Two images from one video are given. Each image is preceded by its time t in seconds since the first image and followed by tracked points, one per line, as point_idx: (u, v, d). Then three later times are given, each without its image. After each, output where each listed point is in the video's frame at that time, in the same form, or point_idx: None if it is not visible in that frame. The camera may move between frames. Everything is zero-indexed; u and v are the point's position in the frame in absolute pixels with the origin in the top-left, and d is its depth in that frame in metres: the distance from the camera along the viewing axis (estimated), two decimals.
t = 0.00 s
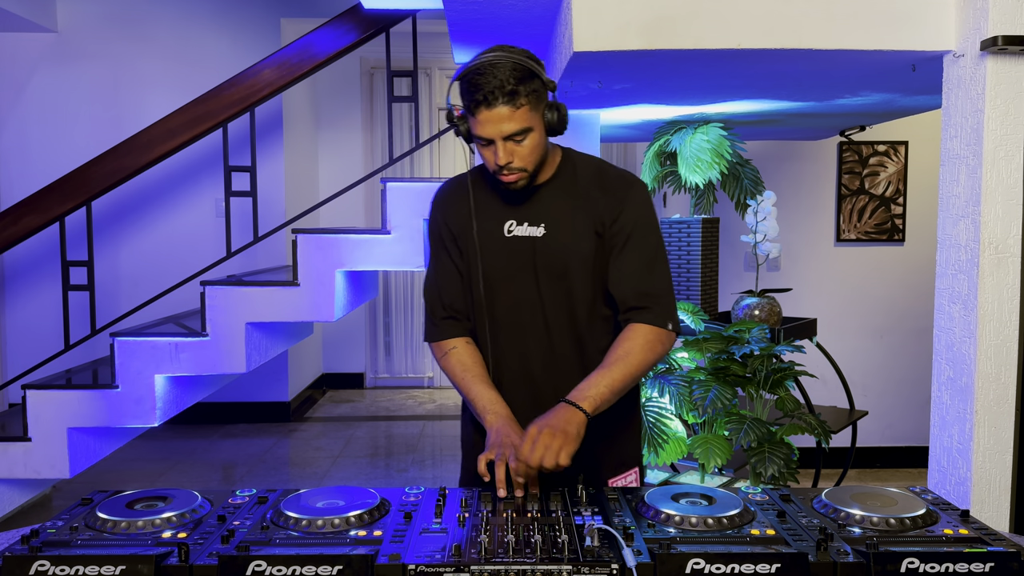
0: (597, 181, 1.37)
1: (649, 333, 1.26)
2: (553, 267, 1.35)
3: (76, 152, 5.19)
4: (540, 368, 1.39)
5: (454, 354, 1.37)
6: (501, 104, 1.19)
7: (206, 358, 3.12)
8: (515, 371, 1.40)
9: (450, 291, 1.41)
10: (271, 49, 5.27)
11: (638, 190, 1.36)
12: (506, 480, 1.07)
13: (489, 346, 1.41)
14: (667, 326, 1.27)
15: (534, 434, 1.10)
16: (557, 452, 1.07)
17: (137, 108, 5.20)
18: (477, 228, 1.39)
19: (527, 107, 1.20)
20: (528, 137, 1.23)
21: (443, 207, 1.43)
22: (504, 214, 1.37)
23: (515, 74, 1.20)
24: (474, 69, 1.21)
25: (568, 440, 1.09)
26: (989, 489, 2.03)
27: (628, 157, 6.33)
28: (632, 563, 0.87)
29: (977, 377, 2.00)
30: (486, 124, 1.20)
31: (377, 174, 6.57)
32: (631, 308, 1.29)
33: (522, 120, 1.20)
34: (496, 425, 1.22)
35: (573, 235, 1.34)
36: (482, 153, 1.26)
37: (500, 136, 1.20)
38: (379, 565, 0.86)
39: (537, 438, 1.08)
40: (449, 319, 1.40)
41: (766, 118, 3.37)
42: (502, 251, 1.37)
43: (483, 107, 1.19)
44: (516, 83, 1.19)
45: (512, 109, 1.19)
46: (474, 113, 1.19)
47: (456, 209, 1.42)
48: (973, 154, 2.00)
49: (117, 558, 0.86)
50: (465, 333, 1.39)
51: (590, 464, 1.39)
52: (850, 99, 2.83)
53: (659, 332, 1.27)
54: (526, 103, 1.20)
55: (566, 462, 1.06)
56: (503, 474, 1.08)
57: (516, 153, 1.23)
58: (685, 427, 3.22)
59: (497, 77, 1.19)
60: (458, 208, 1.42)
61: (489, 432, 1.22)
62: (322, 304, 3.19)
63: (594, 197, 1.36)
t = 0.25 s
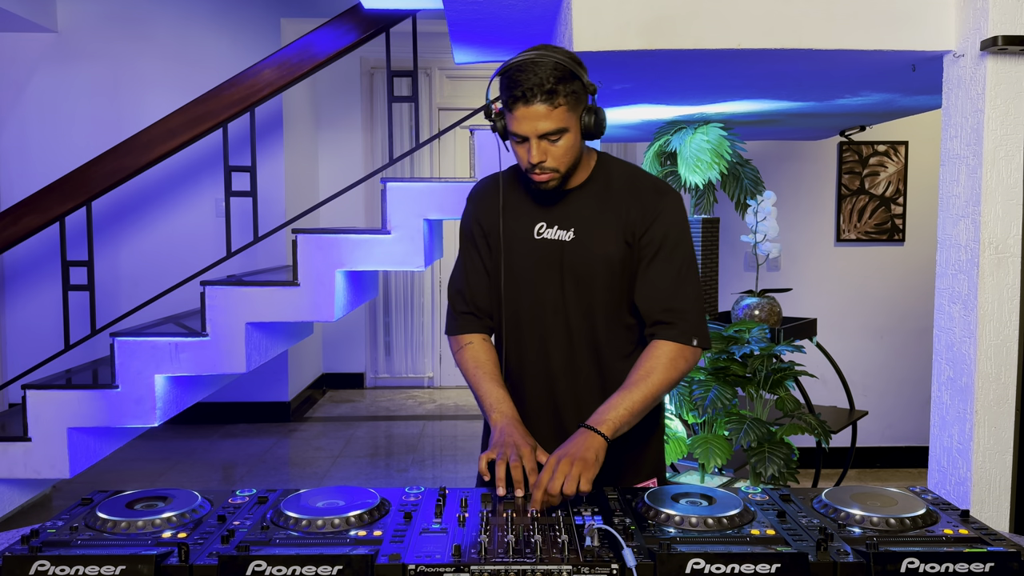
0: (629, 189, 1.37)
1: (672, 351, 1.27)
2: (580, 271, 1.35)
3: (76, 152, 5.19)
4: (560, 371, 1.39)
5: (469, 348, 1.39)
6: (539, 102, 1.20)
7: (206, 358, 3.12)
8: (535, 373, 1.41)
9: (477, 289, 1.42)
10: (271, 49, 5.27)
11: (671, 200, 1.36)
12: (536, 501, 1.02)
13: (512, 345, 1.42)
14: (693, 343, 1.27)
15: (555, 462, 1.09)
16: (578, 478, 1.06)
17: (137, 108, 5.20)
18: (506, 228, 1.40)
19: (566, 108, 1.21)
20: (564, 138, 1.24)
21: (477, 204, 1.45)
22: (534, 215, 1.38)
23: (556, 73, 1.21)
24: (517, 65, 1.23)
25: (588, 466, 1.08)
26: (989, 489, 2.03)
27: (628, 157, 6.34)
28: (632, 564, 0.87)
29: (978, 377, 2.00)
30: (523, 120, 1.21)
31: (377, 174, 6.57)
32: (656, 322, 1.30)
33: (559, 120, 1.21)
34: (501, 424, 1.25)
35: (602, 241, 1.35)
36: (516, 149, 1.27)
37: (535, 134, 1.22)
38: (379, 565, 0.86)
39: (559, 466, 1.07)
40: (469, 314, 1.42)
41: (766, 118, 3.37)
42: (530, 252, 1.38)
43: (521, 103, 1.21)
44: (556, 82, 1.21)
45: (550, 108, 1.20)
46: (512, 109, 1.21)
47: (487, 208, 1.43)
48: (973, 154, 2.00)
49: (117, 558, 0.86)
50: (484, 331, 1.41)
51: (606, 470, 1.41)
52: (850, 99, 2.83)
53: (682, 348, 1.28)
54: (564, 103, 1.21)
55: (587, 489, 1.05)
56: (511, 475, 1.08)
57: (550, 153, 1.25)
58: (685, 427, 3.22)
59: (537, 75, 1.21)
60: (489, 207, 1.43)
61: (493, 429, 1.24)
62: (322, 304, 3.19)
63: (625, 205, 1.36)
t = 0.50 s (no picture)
0: (643, 190, 1.37)
1: (682, 354, 1.27)
2: (592, 271, 1.35)
3: (76, 152, 5.19)
4: (569, 369, 1.39)
5: (475, 347, 1.40)
6: (557, 100, 1.21)
7: (206, 358, 3.12)
8: (544, 370, 1.41)
9: (487, 285, 1.43)
10: (271, 49, 5.27)
11: (686, 203, 1.36)
12: (535, 499, 1.03)
13: (520, 344, 1.41)
14: (703, 346, 1.27)
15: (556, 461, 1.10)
16: (579, 478, 1.06)
17: (137, 108, 5.20)
18: (519, 225, 1.40)
19: (583, 107, 1.22)
20: (579, 138, 1.25)
21: (489, 200, 1.45)
22: (547, 214, 1.38)
23: (574, 72, 1.22)
24: (535, 63, 1.23)
25: (589, 467, 1.09)
26: (989, 489, 2.03)
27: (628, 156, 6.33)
28: (632, 563, 0.87)
29: (977, 377, 2.00)
30: (539, 118, 1.22)
31: (377, 174, 6.57)
32: (667, 325, 1.30)
33: (576, 120, 1.22)
34: (502, 424, 1.25)
35: (615, 243, 1.35)
36: (531, 147, 1.28)
37: (551, 133, 1.23)
38: (379, 565, 0.86)
39: (560, 465, 1.08)
40: (478, 310, 1.42)
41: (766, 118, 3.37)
42: (542, 251, 1.38)
43: (538, 101, 1.21)
44: (574, 82, 1.22)
45: (567, 108, 1.21)
46: (529, 106, 1.22)
47: (500, 204, 1.43)
48: (973, 154, 2.00)
49: (117, 558, 0.86)
50: (491, 328, 1.42)
51: (611, 470, 1.41)
52: (850, 99, 2.83)
53: (692, 351, 1.28)
54: (582, 103, 1.22)
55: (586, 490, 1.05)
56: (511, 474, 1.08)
57: (565, 152, 1.25)
58: (685, 427, 3.22)
59: (556, 74, 1.22)
60: (502, 204, 1.43)
61: (494, 429, 1.25)
62: (322, 304, 3.19)
63: (639, 206, 1.36)
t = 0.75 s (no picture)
0: (649, 192, 1.37)
1: (685, 356, 1.27)
2: (597, 272, 1.35)
3: (76, 152, 5.19)
4: (572, 371, 1.39)
5: (478, 345, 1.41)
6: (564, 103, 1.21)
7: (206, 358, 3.12)
8: (546, 371, 1.40)
9: (489, 285, 1.43)
10: (271, 49, 5.27)
11: (693, 206, 1.36)
12: (545, 491, 1.06)
13: (523, 344, 1.41)
14: (708, 349, 1.28)
15: (563, 452, 1.11)
16: (585, 471, 1.09)
17: (137, 108, 5.20)
18: (524, 225, 1.40)
19: (589, 110, 1.22)
20: (586, 140, 1.25)
21: (493, 199, 1.45)
22: (552, 215, 1.38)
23: (582, 74, 1.22)
24: (543, 63, 1.23)
25: (596, 461, 1.11)
26: (989, 490, 2.03)
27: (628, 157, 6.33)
28: (632, 564, 0.87)
29: (978, 377, 2.00)
30: (546, 120, 1.22)
31: (377, 174, 6.56)
32: (672, 327, 1.30)
33: (582, 122, 1.22)
34: (504, 422, 1.26)
35: (620, 244, 1.35)
36: (537, 147, 1.28)
37: (557, 134, 1.23)
38: (379, 565, 0.86)
39: (568, 456, 1.10)
40: (479, 310, 1.43)
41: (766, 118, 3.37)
42: (547, 251, 1.38)
43: (545, 102, 1.22)
44: (582, 83, 1.22)
45: (574, 110, 1.21)
46: (536, 107, 1.22)
47: (504, 204, 1.43)
48: (973, 154, 2.00)
49: (117, 558, 0.86)
50: (493, 327, 1.42)
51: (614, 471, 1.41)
52: (850, 99, 2.83)
53: (698, 354, 1.28)
54: (588, 105, 1.22)
55: (593, 482, 1.08)
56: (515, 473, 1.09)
57: (571, 154, 1.25)
58: (685, 427, 3.22)
59: (564, 75, 1.21)
60: (507, 204, 1.43)
61: (496, 428, 1.26)
62: (322, 304, 3.19)
63: (645, 208, 1.36)
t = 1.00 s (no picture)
0: (651, 192, 1.37)
1: (684, 354, 1.27)
2: (598, 271, 1.36)
3: (76, 152, 5.19)
4: (572, 369, 1.39)
5: (468, 341, 1.40)
6: (572, 100, 1.21)
7: (206, 358, 3.12)
8: (547, 369, 1.40)
9: (488, 282, 1.43)
10: (271, 49, 5.27)
11: (694, 206, 1.36)
12: (543, 496, 1.04)
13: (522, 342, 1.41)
14: (706, 348, 1.27)
15: (563, 458, 1.10)
16: (586, 476, 1.07)
17: (137, 108, 5.20)
18: (525, 223, 1.40)
19: (597, 108, 1.22)
20: (592, 139, 1.25)
21: (492, 197, 1.45)
22: (554, 213, 1.38)
23: (591, 72, 1.22)
24: (552, 60, 1.23)
25: (597, 464, 1.10)
26: (989, 490, 2.03)
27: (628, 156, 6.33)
28: (632, 564, 0.87)
29: (978, 377, 2.00)
30: (553, 116, 1.22)
31: (377, 174, 6.56)
32: (672, 326, 1.30)
33: (589, 120, 1.22)
34: (496, 418, 1.26)
35: (621, 243, 1.35)
36: (543, 144, 1.28)
37: (564, 131, 1.22)
38: (379, 565, 0.86)
39: (568, 463, 1.08)
40: (472, 307, 1.43)
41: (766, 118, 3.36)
42: (548, 250, 1.38)
43: (553, 99, 1.21)
44: (591, 81, 1.22)
45: (582, 108, 1.21)
46: (544, 104, 1.22)
47: (504, 202, 1.43)
48: (973, 154, 2.00)
49: (117, 558, 0.86)
50: (483, 324, 1.42)
51: (612, 471, 1.41)
52: (850, 99, 2.83)
53: (695, 353, 1.28)
54: (596, 103, 1.22)
55: (595, 487, 1.06)
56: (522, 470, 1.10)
57: (576, 152, 1.25)
58: (685, 427, 3.22)
59: (573, 73, 1.21)
60: (507, 201, 1.43)
61: (488, 423, 1.25)
62: (322, 304, 3.19)
63: (647, 208, 1.36)
